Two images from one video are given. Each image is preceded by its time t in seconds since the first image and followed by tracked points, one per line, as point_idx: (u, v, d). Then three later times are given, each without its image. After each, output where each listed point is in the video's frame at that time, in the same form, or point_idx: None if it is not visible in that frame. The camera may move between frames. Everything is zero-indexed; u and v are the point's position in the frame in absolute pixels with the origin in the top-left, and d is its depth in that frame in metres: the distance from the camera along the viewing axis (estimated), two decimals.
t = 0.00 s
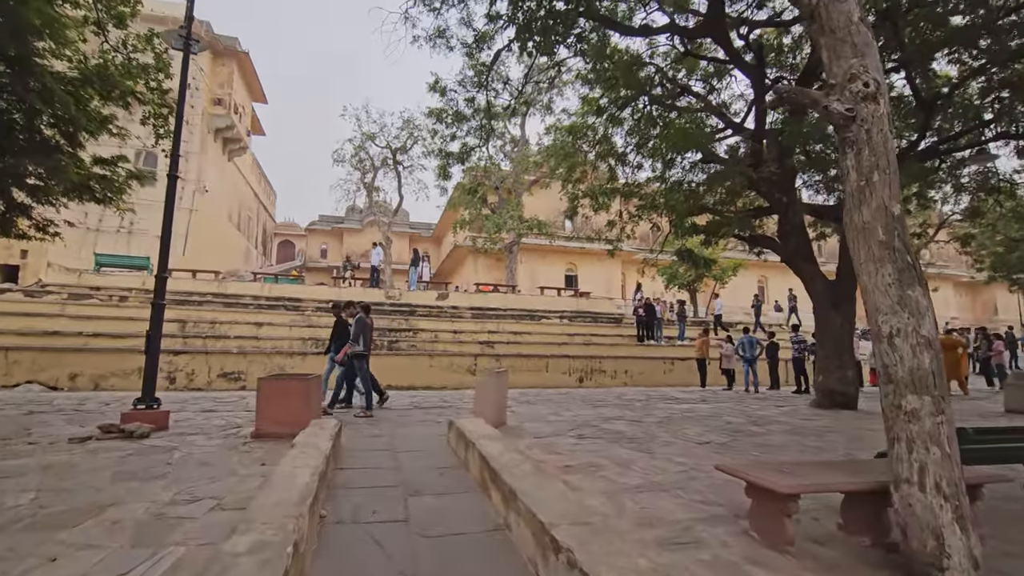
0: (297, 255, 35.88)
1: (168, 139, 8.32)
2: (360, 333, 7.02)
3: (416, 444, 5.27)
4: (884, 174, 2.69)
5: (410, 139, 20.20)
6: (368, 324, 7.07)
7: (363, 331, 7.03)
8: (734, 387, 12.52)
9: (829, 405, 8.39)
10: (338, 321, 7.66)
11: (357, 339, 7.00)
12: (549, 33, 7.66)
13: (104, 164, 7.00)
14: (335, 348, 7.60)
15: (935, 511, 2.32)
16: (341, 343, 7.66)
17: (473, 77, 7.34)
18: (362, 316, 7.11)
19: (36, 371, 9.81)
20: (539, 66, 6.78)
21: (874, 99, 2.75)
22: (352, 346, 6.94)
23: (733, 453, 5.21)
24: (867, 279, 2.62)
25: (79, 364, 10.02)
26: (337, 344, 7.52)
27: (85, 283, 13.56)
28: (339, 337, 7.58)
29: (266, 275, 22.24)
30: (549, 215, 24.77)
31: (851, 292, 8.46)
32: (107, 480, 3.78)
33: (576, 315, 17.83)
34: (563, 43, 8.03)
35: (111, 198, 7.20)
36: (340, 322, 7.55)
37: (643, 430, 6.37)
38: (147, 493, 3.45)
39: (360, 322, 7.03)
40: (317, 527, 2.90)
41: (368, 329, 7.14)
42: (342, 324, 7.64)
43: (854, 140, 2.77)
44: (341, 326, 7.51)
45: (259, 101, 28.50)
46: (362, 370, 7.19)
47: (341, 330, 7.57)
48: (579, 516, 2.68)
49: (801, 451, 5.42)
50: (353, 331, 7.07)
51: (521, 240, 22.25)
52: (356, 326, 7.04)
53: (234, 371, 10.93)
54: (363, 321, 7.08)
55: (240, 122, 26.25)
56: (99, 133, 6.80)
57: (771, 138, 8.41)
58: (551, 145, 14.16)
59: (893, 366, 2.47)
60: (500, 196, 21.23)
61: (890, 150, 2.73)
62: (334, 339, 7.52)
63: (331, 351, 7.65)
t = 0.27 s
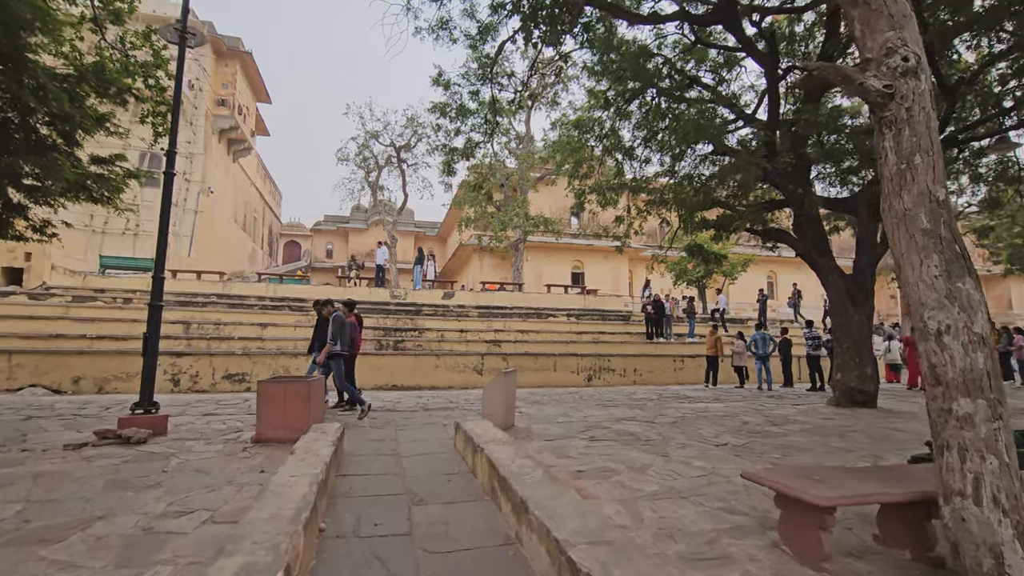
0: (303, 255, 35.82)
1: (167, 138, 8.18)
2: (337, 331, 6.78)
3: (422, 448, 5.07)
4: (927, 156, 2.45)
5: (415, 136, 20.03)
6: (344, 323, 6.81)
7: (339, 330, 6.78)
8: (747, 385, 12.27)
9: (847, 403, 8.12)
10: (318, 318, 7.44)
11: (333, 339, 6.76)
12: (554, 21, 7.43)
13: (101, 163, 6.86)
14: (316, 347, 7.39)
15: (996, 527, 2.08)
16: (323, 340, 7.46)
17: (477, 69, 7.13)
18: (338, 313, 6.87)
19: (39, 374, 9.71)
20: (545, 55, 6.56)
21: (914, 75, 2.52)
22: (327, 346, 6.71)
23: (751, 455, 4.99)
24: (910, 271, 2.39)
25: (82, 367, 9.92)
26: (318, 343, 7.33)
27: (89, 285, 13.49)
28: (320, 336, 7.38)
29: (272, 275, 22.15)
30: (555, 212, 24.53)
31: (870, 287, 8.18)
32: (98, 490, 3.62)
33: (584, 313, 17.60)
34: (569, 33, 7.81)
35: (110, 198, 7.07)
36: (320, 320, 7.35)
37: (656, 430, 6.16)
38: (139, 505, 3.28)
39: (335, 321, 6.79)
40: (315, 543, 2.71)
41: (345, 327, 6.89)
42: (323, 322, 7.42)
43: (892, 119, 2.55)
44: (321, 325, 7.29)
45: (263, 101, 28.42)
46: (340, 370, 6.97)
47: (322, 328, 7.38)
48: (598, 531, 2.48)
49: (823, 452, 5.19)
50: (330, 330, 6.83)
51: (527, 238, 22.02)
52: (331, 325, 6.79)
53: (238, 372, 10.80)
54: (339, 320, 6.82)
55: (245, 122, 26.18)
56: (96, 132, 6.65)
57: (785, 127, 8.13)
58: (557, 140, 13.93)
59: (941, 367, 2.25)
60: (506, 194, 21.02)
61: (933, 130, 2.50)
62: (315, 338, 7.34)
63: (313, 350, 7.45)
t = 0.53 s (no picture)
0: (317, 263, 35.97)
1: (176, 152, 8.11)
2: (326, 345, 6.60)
3: (435, 471, 4.86)
4: (990, 165, 2.19)
5: (426, 143, 19.96)
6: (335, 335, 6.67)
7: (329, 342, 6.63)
8: (769, 393, 11.90)
9: (879, 415, 7.74)
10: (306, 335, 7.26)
11: (324, 351, 6.60)
12: (567, 24, 7.24)
13: (109, 180, 6.78)
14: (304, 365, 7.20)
15: None
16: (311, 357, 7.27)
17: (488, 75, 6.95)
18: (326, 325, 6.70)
19: (53, 390, 9.72)
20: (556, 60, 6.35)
21: (973, 73, 2.27)
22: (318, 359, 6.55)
23: (783, 477, 4.71)
24: (974, 295, 2.15)
25: (96, 382, 9.90)
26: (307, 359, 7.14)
27: (105, 298, 13.58)
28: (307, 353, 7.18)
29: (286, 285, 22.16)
30: (568, 217, 24.29)
31: (902, 293, 7.82)
32: (99, 524, 3.46)
33: (600, 320, 17.32)
34: (581, 36, 7.59)
35: (118, 214, 7.00)
36: (308, 336, 7.17)
37: (679, 448, 5.89)
38: (137, 543, 3.13)
39: (325, 333, 6.65)
40: None
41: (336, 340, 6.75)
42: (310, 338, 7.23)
43: (949, 124, 2.29)
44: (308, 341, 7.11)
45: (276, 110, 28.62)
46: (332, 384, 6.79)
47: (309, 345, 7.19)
48: None
49: (859, 474, 4.89)
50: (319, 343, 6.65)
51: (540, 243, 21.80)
52: (321, 338, 6.64)
53: (251, 386, 10.70)
54: (330, 332, 6.68)
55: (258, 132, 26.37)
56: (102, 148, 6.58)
57: (808, 126, 7.81)
58: (569, 144, 13.72)
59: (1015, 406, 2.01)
60: (518, 199, 20.83)
61: (998, 134, 2.24)
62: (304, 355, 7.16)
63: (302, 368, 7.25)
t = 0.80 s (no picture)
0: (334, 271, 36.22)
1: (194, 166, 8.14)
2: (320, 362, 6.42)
3: (455, 491, 4.71)
4: None
5: (441, 151, 19.97)
6: (328, 353, 6.48)
7: (322, 360, 6.45)
8: (797, 403, 11.54)
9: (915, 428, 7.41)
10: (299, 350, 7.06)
11: (317, 370, 6.43)
12: (585, 31, 7.09)
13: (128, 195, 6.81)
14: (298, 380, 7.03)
15: None
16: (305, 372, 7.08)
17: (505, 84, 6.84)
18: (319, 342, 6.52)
19: (76, 403, 9.79)
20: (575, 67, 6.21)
21: None
22: (311, 378, 6.39)
23: (820, 499, 4.47)
24: None
25: (117, 395, 9.96)
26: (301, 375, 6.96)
27: (127, 310, 13.74)
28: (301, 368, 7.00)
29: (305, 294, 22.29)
30: (584, 223, 24.09)
31: (937, 301, 7.52)
32: (113, 550, 3.38)
33: (618, 328, 17.06)
34: (600, 41, 7.45)
35: (138, 229, 7.02)
36: (301, 351, 6.99)
37: (707, 466, 5.66)
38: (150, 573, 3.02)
39: (318, 350, 6.46)
40: None
41: (329, 356, 6.57)
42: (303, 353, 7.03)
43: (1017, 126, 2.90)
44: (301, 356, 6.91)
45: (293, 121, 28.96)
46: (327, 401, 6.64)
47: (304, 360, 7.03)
48: None
49: (902, 496, 4.62)
50: (313, 361, 6.48)
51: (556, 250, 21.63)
52: (314, 355, 6.46)
53: (269, 398, 10.67)
54: (323, 349, 6.49)
55: (276, 143, 26.68)
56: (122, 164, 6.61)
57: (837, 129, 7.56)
58: (585, 151, 13.56)
59: None
60: (534, 206, 20.70)
61: None
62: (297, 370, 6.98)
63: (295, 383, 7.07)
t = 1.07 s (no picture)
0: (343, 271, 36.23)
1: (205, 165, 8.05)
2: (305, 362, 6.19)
3: (473, 499, 4.56)
4: None
5: (451, 150, 19.82)
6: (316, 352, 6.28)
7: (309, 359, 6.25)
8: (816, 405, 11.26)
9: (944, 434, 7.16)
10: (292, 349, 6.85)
11: (303, 370, 6.22)
12: (603, 23, 6.89)
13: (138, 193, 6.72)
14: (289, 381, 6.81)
15: None
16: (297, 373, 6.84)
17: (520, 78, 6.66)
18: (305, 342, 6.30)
19: (88, 403, 9.74)
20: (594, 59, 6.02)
21: None
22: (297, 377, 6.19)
23: (855, 511, 4.26)
24: None
25: (128, 395, 9.91)
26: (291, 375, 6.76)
27: (138, 309, 13.72)
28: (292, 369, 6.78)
29: (315, 294, 22.25)
30: (595, 222, 23.85)
31: (967, 302, 7.31)
32: (121, 561, 3.25)
33: (631, 328, 16.83)
34: (617, 34, 7.24)
35: (148, 228, 6.92)
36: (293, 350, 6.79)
37: (732, 473, 5.46)
38: None
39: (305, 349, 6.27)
40: None
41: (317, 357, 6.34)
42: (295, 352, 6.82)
43: None
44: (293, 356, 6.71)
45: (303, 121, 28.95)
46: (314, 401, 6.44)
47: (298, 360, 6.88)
48: None
49: (941, 507, 4.40)
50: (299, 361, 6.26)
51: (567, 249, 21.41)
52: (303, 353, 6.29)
53: (280, 398, 10.57)
54: (310, 348, 6.28)
55: (285, 143, 26.69)
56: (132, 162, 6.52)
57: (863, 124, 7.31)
58: (598, 149, 13.35)
59: None
60: (545, 205, 20.49)
61: None
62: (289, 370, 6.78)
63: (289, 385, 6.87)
